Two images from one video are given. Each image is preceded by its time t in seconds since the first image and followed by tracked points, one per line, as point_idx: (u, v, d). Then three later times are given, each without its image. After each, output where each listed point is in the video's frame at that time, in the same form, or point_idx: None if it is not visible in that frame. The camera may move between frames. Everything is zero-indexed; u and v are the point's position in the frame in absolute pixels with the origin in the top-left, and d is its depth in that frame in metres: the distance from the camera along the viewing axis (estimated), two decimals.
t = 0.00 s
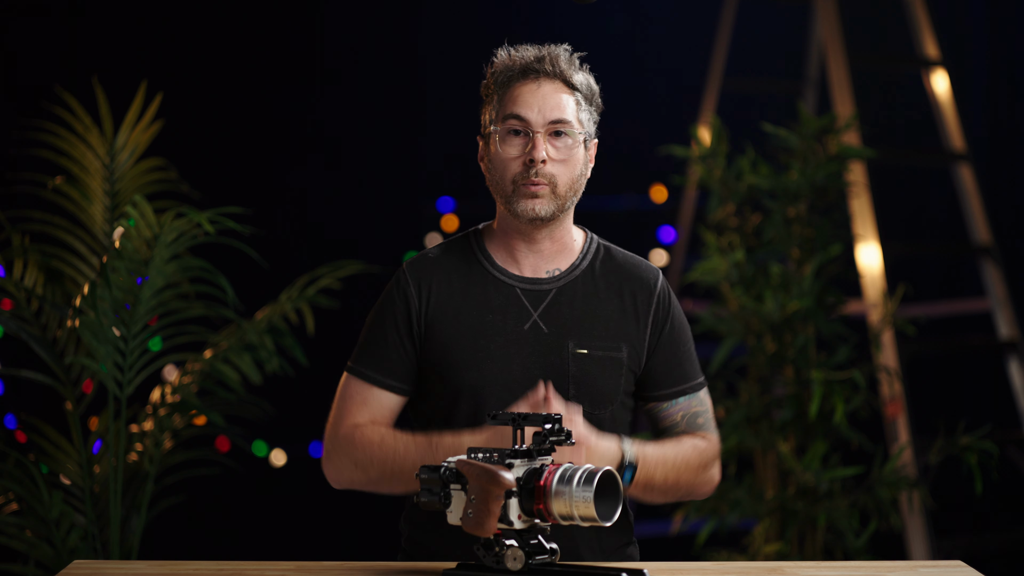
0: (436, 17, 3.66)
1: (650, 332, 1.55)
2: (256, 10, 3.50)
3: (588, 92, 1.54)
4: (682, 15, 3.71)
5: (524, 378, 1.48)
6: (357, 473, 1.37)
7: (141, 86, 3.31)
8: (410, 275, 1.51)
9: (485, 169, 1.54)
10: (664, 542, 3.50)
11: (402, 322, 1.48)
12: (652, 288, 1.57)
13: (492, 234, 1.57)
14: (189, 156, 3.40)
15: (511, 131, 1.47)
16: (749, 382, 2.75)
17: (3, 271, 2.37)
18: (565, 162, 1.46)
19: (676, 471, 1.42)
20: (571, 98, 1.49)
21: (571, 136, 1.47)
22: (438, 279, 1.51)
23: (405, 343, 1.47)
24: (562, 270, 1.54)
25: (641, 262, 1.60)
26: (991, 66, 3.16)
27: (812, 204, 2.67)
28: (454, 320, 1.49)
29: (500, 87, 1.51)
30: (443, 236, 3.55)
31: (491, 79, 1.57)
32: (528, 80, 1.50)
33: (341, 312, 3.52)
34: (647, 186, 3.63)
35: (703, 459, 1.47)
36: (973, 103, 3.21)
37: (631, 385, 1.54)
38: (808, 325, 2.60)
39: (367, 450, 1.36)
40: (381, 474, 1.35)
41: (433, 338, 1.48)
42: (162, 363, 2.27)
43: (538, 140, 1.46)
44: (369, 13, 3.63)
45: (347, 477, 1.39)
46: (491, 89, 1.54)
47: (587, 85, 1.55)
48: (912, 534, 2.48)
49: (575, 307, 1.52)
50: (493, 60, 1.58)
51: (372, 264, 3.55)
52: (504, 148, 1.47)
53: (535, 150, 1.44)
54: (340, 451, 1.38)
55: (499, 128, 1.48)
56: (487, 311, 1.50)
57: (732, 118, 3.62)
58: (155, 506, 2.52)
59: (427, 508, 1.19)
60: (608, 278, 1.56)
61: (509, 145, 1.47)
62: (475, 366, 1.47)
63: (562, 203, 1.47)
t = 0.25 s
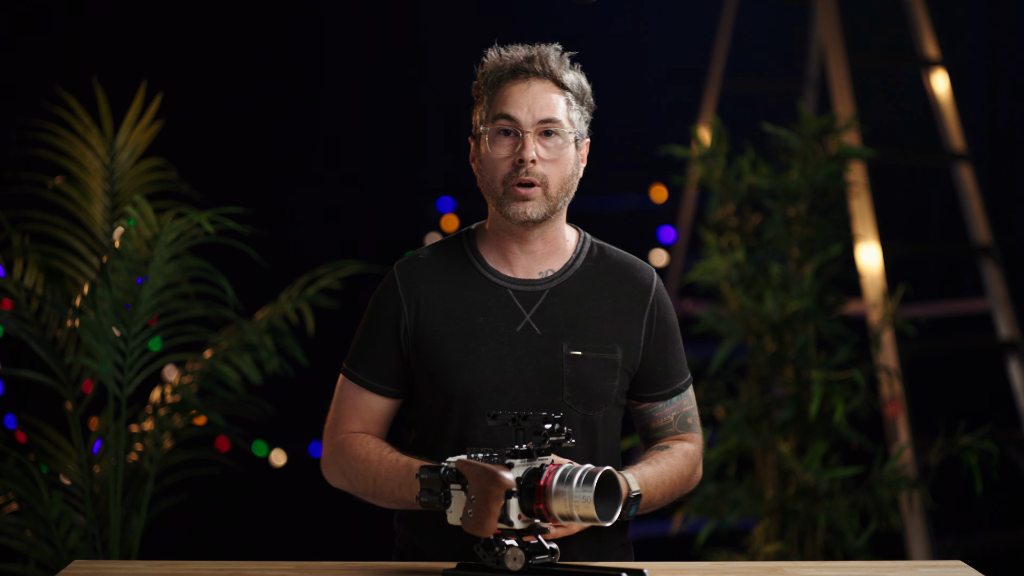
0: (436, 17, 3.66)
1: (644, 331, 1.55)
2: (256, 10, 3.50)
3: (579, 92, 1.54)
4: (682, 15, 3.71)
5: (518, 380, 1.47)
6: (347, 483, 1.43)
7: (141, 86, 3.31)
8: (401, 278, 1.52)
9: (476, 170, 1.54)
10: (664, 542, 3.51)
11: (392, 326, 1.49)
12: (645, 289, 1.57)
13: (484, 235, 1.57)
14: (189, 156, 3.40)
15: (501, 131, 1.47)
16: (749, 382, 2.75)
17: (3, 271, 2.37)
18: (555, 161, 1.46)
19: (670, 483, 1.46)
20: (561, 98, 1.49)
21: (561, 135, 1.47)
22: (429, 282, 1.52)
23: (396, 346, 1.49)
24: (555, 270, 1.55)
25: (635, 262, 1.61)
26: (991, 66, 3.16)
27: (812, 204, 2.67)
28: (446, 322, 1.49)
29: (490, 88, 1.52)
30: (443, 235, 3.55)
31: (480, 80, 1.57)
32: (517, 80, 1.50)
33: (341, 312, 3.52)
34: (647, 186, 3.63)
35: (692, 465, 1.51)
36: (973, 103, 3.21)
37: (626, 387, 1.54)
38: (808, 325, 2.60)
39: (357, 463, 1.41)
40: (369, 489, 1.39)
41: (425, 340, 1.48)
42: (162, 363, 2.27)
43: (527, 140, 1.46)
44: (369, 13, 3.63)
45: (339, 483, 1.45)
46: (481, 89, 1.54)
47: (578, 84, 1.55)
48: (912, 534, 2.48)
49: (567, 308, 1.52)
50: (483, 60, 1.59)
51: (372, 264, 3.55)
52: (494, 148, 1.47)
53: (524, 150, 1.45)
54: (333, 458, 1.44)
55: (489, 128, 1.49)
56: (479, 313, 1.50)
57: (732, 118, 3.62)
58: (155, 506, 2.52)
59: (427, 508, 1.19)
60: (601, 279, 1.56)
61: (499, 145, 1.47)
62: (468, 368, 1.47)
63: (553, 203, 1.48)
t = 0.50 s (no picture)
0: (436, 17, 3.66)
1: (632, 329, 1.56)
2: (256, 10, 3.50)
3: (568, 91, 1.55)
4: (682, 15, 3.71)
5: (505, 379, 1.48)
6: (327, 477, 1.41)
7: (141, 86, 3.31)
8: (388, 275, 1.52)
9: (464, 166, 1.55)
10: (664, 542, 3.51)
11: (380, 324, 1.49)
12: (632, 287, 1.58)
13: (472, 233, 1.57)
14: (189, 156, 3.40)
15: (488, 128, 1.48)
16: (749, 382, 2.75)
17: (3, 271, 2.37)
18: (541, 159, 1.47)
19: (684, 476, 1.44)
20: (550, 97, 1.50)
21: (548, 133, 1.48)
22: (417, 281, 1.52)
23: (384, 343, 1.48)
24: (542, 269, 1.55)
25: (623, 262, 1.61)
26: (991, 66, 3.16)
27: (812, 204, 2.67)
28: (434, 321, 1.49)
29: (478, 85, 1.52)
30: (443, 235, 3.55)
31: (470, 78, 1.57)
32: (506, 78, 1.50)
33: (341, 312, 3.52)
34: (647, 186, 3.63)
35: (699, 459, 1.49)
36: (973, 103, 3.21)
37: (614, 385, 1.54)
38: (808, 325, 2.60)
39: (338, 454, 1.39)
40: (349, 480, 1.38)
41: (413, 340, 1.48)
42: (162, 363, 2.27)
43: (514, 137, 1.47)
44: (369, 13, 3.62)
45: (319, 478, 1.43)
46: (471, 87, 1.55)
47: (567, 84, 1.55)
48: (912, 534, 2.48)
49: (555, 307, 1.52)
50: (473, 59, 1.59)
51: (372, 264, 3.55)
52: (481, 145, 1.48)
53: (510, 147, 1.45)
54: (315, 453, 1.42)
55: (476, 125, 1.49)
56: (467, 312, 1.50)
57: (732, 118, 3.62)
58: (155, 506, 2.52)
59: (427, 507, 1.19)
60: (589, 278, 1.56)
61: (485, 142, 1.47)
62: (455, 367, 1.47)
63: (539, 200, 1.47)
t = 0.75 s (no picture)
0: (436, 17, 3.66)
1: (621, 334, 1.57)
2: (256, 10, 3.50)
3: (573, 100, 1.55)
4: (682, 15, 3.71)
5: (496, 380, 1.48)
6: (322, 480, 1.40)
7: (141, 86, 3.31)
8: (380, 274, 1.51)
9: (461, 165, 1.54)
10: (664, 542, 3.50)
11: (372, 323, 1.48)
12: (622, 292, 1.58)
13: (466, 234, 1.57)
14: (189, 156, 3.40)
15: (488, 130, 1.47)
16: (749, 382, 2.75)
17: (3, 271, 2.37)
18: (536, 166, 1.47)
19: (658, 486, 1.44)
20: (554, 106, 1.50)
21: (547, 141, 1.48)
22: (408, 280, 1.51)
23: (374, 343, 1.48)
24: (533, 272, 1.56)
25: (614, 266, 1.62)
26: (991, 67, 3.16)
27: (812, 204, 2.67)
28: (424, 320, 1.49)
29: (483, 85, 1.51)
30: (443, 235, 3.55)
31: (477, 76, 1.57)
32: (511, 82, 1.50)
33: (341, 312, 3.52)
34: (647, 186, 3.63)
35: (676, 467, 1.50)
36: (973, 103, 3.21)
37: (602, 388, 1.55)
38: (808, 325, 2.60)
39: (333, 457, 1.39)
40: (346, 484, 1.37)
41: (402, 339, 1.48)
42: (162, 363, 2.27)
43: (511, 142, 1.46)
44: (369, 13, 3.62)
45: (314, 481, 1.42)
46: (476, 86, 1.54)
47: (573, 94, 1.55)
48: (912, 534, 2.48)
49: (546, 309, 1.53)
50: (483, 58, 1.59)
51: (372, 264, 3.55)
52: (478, 147, 1.47)
53: (507, 152, 1.45)
54: (309, 453, 1.42)
55: (477, 126, 1.49)
56: (458, 312, 1.50)
57: (732, 118, 3.62)
58: (155, 506, 2.52)
59: (427, 508, 1.19)
60: (580, 281, 1.57)
61: (483, 144, 1.47)
62: (446, 367, 1.47)
63: (531, 208, 1.47)
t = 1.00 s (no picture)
0: (436, 17, 3.66)
1: (624, 336, 1.57)
2: (256, 10, 3.50)
3: (575, 99, 1.53)
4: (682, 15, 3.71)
5: (499, 384, 1.48)
6: (324, 480, 1.41)
7: (141, 86, 3.31)
8: (384, 274, 1.51)
9: (466, 168, 1.54)
10: (664, 542, 3.50)
11: (376, 324, 1.48)
12: (625, 295, 1.59)
13: (469, 235, 1.57)
14: (189, 156, 3.40)
15: (492, 134, 1.46)
16: (749, 382, 2.75)
17: (3, 272, 2.37)
18: (543, 170, 1.46)
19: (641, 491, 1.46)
20: (557, 107, 1.49)
21: (552, 143, 1.47)
22: (411, 281, 1.51)
23: (378, 343, 1.48)
24: (536, 274, 1.55)
25: (617, 268, 1.62)
26: (991, 67, 3.16)
27: (812, 204, 2.67)
28: (427, 323, 1.49)
29: (485, 88, 1.50)
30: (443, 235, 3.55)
31: (478, 78, 1.56)
32: (514, 84, 1.49)
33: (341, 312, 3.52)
34: (647, 186, 3.63)
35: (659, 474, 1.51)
36: (973, 103, 3.21)
37: (604, 391, 1.56)
38: (808, 325, 2.60)
39: (335, 459, 1.39)
40: (352, 488, 1.37)
41: (405, 341, 1.48)
42: (161, 363, 2.27)
43: (517, 145, 1.45)
44: (369, 13, 3.63)
45: (314, 480, 1.43)
46: (478, 88, 1.53)
47: (576, 93, 1.54)
48: (912, 534, 2.48)
49: (548, 312, 1.53)
50: (483, 59, 1.58)
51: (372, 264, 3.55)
52: (484, 151, 1.46)
53: (513, 155, 1.44)
54: (311, 453, 1.42)
55: (481, 130, 1.48)
56: (462, 314, 1.50)
57: (732, 118, 3.62)
58: (155, 506, 2.51)
59: (426, 508, 1.19)
60: (583, 284, 1.57)
61: (488, 148, 1.46)
62: (449, 370, 1.47)
63: (538, 211, 1.47)
